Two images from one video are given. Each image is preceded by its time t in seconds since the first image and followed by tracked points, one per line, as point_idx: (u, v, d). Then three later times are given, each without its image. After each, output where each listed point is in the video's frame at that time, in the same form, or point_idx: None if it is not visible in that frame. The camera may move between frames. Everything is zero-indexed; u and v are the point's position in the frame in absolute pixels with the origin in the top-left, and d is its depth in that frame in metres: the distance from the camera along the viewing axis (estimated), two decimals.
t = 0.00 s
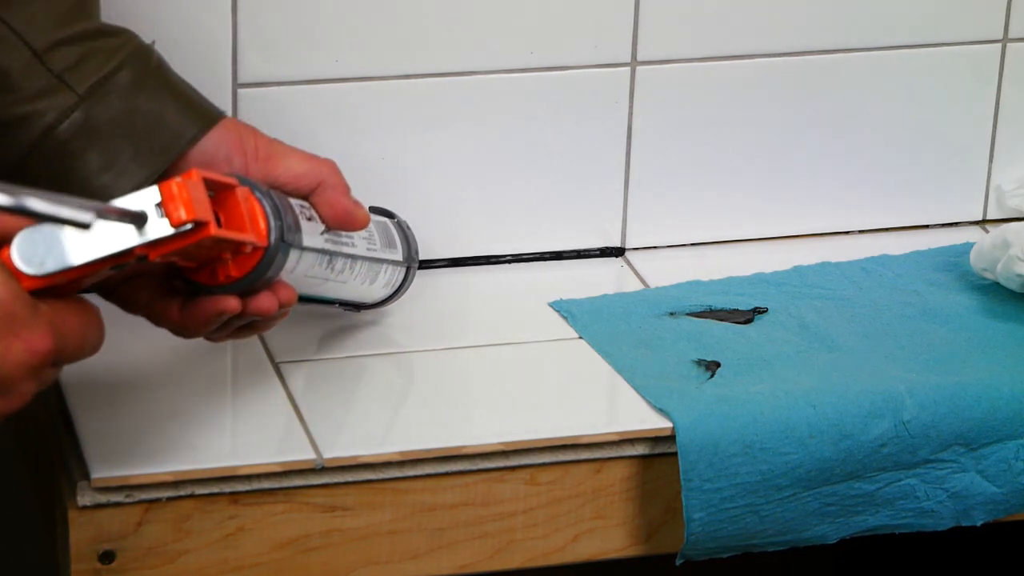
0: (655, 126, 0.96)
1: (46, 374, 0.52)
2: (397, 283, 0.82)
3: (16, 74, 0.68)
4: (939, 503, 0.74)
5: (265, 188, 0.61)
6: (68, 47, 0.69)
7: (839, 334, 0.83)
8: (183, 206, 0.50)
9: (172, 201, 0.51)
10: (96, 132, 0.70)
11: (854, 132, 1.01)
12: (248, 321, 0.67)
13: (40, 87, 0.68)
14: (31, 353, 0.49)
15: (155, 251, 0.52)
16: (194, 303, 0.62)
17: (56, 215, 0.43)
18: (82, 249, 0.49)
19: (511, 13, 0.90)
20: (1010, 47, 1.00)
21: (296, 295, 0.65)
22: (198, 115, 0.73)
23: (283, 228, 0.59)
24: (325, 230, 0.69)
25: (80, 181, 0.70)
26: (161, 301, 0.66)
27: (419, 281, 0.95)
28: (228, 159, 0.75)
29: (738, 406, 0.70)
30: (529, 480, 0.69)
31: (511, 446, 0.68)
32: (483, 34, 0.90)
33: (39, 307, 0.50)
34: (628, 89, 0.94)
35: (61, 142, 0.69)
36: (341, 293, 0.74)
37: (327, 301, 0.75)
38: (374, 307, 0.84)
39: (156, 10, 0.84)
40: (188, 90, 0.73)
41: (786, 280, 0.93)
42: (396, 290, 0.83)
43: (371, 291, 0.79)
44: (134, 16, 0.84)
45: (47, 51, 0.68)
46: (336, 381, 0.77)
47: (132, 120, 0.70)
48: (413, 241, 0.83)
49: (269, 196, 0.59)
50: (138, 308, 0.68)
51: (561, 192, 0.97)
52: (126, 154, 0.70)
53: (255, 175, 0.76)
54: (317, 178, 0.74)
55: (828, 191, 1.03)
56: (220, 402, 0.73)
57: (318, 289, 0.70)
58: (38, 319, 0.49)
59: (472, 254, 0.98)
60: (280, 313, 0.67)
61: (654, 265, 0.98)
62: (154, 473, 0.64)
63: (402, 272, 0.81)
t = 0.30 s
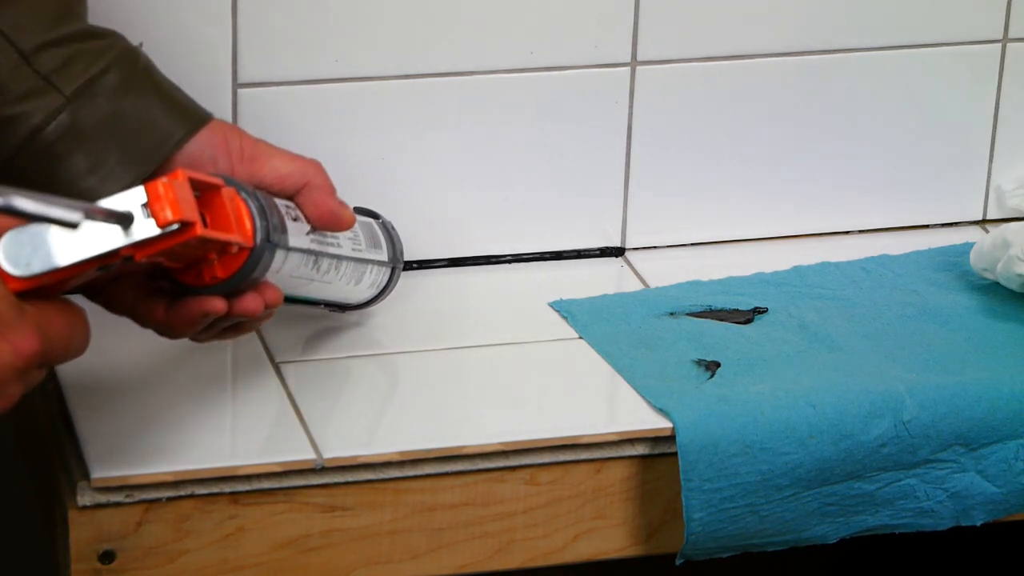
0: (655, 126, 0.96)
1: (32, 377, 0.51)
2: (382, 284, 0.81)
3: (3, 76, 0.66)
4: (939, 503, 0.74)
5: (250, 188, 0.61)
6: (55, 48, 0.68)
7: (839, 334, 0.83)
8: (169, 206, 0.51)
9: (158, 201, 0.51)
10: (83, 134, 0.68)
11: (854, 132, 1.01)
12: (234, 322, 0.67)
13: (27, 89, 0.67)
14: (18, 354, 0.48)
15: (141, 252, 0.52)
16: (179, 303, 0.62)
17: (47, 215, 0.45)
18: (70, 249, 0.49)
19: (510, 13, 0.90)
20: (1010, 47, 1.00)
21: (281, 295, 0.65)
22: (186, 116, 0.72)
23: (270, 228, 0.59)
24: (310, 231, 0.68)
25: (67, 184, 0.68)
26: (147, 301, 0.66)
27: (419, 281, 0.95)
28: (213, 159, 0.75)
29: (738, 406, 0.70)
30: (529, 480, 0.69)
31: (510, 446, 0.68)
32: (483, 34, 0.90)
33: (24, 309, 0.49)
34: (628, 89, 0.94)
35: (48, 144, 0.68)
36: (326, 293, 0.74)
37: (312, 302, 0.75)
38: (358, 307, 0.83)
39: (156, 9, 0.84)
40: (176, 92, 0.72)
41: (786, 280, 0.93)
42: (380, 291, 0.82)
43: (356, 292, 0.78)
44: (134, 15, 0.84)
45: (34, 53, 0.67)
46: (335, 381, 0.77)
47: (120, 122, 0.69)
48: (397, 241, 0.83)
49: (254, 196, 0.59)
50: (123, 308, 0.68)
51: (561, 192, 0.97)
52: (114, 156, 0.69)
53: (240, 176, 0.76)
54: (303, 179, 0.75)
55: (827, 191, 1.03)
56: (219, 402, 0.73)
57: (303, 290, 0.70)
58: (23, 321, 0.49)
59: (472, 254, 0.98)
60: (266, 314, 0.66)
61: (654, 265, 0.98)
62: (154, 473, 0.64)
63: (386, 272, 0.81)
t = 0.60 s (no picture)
0: (655, 126, 0.96)
1: (15, 382, 0.52)
2: (361, 286, 0.82)
3: None
4: (939, 503, 0.74)
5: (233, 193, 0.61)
6: (40, 52, 0.66)
7: (839, 334, 0.83)
8: (153, 214, 0.50)
9: (142, 208, 0.51)
10: (67, 140, 0.67)
11: (854, 132, 1.01)
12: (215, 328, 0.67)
13: (10, 93, 0.65)
14: None
15: (124, 258, 0.52)
16: (160, 308, 0.62)
17: (30, 226, 0.45)
18: (53, 257, 0.50)
19: (510, 13, 0.90)
20: (1010, 47, 1.00)
21: (262, 300, 0.65)
22: (171, 122, 0.70)
23: (252, 233, 0.59)
24: (292, 236, 0.69)
25: (49, 190, 0.67)
26: (127, 305, 0.66)
27: (419, 281, 0.95)
28: (194, 163, 0.73)
29: (739, 406, 0.70)
30: (529, 480, 0.69)
31: (511, 445, 0.68)
32: (483, 35, 0.90)
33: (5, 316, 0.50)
34: (628, 89, 0.94)
35: (31, 149, 0.66)
36: (307, 296, 0.74)
37: (292, 304, 0.75)
38: (336, 310, 0.84)
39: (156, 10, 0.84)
40: (162, 98, 0.70)
41: (785, 280, 0.93)
42: (360, 292, 0.83)
43: (335, 295, 0.79)
44: (134, 16, 0.84)
45: (18, 57, 0.65)
46: (333, 381, 0.77)
47: (104, 128, 0.67)
48: (377, 243, 0.83)
49: (237, 201, 0.59)
50: (103, 312, 0.68)
51: (561, 192, 0.97)
52: (98, 162, 0.67)
53: (223, 181, 0.74)
54: (285, 183, 0.73)
55: (827, 191, 1.03)
56: (218, 402, 0.73)
57: (284, 293, 0.70)
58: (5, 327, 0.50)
59: (472, 254, 0.98)
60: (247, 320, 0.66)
61: (655, 265, 0.98)
62: (154, 473, 0.64)
63: (366, 275, 0.81)
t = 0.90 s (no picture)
0: (655, 126, 0.96)
1: None
2: (345, 286, 0.81)
3: None
4: (939, 503, 0.74)
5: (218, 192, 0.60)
6: (26, 51, 0.65)
7: (839, 334, 0.83)
8: (137, 210, 0.51)
9: (127, 205, 0.51)
10: (52, 139, 0.66)
11: (854, 132, 1.01)
12: (199, 326, 0.67)
13: None
14: None
15: (110, 255, 0.52)
16: (143, 306, 0.61)
17: (17, 217, 0.46)
18: (37, 254, 0.50)
19: (510, 13, 0.90)
20: (1010, 47, 1.00)
21: (246, 299, 0.65)
22: (156, 122, 0.70)
23: (237, 231, 0.59)
24: (276, 235, 0.69)
25: (34, 189, 0.67)
26: (110, 303, 0.66)
27: (419, 281, 0.95)
28: (178, 162, 0.73)
29: (738, 406, 0.70)
30: (529, 480, 0.69)
31: (511, 445, 0.68)
32: (483, 35, 0.90)
33: None
34: (628, 89, 0.94)
35: (15, 148, 0.66)
36: (290, 296, 0.74)
37: (276, 304, 0.75)
38: (321, 309, 0.83)
39: (156, 9, 0.84)
40: (146, 97, 0.71)
41: (785, 280, 0.93)
42: (344, 292, 0.82)
43: (319, 295, 0.79)
44: (133, 15, 0.84)
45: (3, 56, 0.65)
46: (333, 381, 0.77)
47: (89, 126, 0.67)
48: (361, 243, 0.82)
49: (221, 200, 0.59)
50: (85, 310, 0.67)
51: (561, 192, 0.97)
52: (83, 161, 0.67)
53: (206, 180, 0.74)
54: (269, 182, 0.73)
55: (827, 191, 1.03)
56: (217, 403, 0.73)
57: (267, 293, 0.70)
58: None
59: (472, 254, 0.98)
60: (232, 318, 0.66)
61: (655, 265, 0.98)
62: (154, 473, 0.64)
63: (349, 275, 0.81)
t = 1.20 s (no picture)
0: (655, 126, 0.96)
1: None
2: (333, 286, 0.81)
3: None
4: (939, 503, 0.74)
5: (207, 190, 0.61)
6: (14, 51, 0.66)
7: (839, 334, 0.83)
8: (128, 207, 0.50)
9: (117, 202, 0.51)
10: (40, 138, 0.66)
11: (854, 132, 1.01)
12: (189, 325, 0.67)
13: None
14: None
15: (100, 252, 0.52)
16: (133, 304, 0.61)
17: (14, 212, 0.47)
18: (28, 250, 0.50)
19: (510, 13, 0.90)
20: (1010, 47, 1.00)
21: (235, 298, 0.65)
22: (146, 121, 0.70)
23: (227, 230, 0.59)
24: (266, 233, 0.69)
25: (22, 188, 0.67)
26: (100, 302, 0.66)
27: (418, 281, 0.95)
28: (168, 160, 0.73)
29: (738, 406, 0.70)
30: (529, 480, 0.69)
31: (511, 445, 0.68)
32: (483, 35, 0.90)
33: None
34: (628, 89, 0.94)
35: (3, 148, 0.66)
36: (279, 296, 0.74)
37: (266, 305, 0.75)
38: (312, 310, 0.83)
39: (156, 10, 0.84)
40: (134, 97, 0.71)
41: (785, 280, 0.93)
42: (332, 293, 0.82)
43: (308, 295, 0.78)
44: (133, 16, 0.84)
45: None
46: (333, 381, 0.77)
47: (77, 126, 0.67)
48: (349, 243, 0.83)
49: (211, 198, 0.59)
50: (74, 309, 0.67)
51: (560, 192, 0.97)
52: (71, 161, 0.67)
53: (196, 179, 0.74)
54: (257, 181, 0.73)
55: (827, 191, 1.03)
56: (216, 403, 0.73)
57: (256, 292, 0.70)
58: None
59: (472, 254, 0.98)
60: (221, 316, 0.66)
61: (654, 265, 0.98)
62: (154, 473, 0.64)
63: (338, 275, 0.81)
